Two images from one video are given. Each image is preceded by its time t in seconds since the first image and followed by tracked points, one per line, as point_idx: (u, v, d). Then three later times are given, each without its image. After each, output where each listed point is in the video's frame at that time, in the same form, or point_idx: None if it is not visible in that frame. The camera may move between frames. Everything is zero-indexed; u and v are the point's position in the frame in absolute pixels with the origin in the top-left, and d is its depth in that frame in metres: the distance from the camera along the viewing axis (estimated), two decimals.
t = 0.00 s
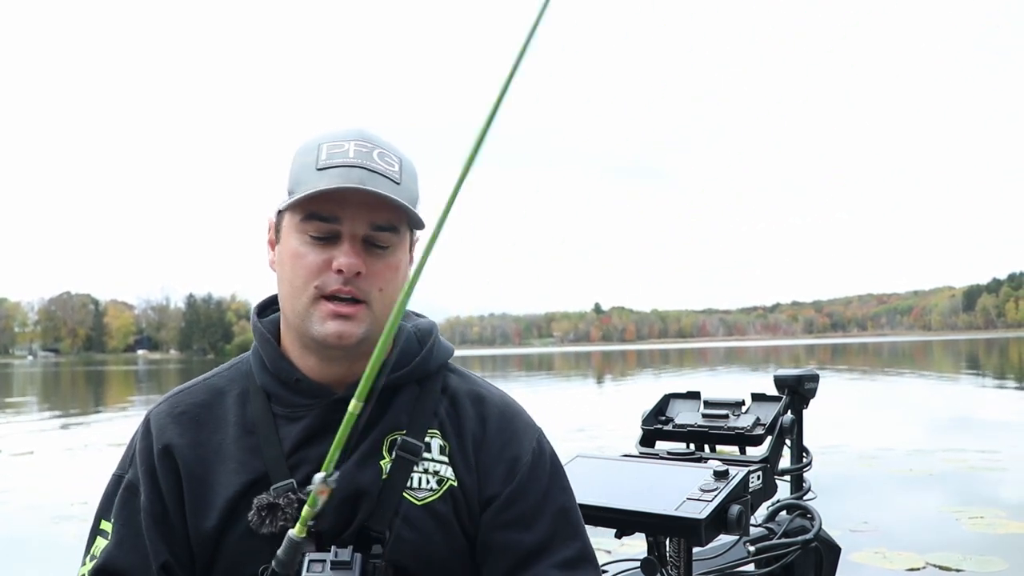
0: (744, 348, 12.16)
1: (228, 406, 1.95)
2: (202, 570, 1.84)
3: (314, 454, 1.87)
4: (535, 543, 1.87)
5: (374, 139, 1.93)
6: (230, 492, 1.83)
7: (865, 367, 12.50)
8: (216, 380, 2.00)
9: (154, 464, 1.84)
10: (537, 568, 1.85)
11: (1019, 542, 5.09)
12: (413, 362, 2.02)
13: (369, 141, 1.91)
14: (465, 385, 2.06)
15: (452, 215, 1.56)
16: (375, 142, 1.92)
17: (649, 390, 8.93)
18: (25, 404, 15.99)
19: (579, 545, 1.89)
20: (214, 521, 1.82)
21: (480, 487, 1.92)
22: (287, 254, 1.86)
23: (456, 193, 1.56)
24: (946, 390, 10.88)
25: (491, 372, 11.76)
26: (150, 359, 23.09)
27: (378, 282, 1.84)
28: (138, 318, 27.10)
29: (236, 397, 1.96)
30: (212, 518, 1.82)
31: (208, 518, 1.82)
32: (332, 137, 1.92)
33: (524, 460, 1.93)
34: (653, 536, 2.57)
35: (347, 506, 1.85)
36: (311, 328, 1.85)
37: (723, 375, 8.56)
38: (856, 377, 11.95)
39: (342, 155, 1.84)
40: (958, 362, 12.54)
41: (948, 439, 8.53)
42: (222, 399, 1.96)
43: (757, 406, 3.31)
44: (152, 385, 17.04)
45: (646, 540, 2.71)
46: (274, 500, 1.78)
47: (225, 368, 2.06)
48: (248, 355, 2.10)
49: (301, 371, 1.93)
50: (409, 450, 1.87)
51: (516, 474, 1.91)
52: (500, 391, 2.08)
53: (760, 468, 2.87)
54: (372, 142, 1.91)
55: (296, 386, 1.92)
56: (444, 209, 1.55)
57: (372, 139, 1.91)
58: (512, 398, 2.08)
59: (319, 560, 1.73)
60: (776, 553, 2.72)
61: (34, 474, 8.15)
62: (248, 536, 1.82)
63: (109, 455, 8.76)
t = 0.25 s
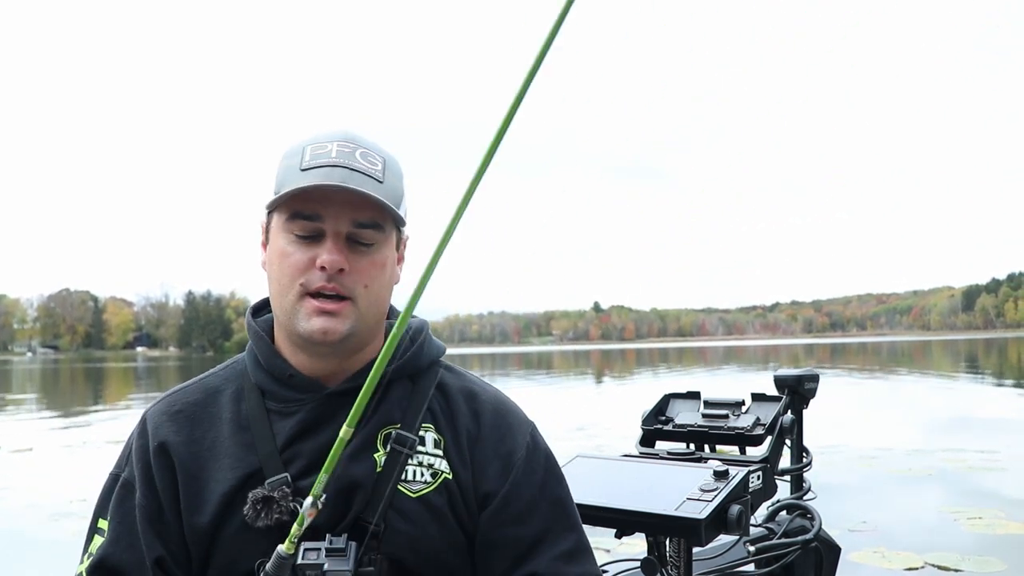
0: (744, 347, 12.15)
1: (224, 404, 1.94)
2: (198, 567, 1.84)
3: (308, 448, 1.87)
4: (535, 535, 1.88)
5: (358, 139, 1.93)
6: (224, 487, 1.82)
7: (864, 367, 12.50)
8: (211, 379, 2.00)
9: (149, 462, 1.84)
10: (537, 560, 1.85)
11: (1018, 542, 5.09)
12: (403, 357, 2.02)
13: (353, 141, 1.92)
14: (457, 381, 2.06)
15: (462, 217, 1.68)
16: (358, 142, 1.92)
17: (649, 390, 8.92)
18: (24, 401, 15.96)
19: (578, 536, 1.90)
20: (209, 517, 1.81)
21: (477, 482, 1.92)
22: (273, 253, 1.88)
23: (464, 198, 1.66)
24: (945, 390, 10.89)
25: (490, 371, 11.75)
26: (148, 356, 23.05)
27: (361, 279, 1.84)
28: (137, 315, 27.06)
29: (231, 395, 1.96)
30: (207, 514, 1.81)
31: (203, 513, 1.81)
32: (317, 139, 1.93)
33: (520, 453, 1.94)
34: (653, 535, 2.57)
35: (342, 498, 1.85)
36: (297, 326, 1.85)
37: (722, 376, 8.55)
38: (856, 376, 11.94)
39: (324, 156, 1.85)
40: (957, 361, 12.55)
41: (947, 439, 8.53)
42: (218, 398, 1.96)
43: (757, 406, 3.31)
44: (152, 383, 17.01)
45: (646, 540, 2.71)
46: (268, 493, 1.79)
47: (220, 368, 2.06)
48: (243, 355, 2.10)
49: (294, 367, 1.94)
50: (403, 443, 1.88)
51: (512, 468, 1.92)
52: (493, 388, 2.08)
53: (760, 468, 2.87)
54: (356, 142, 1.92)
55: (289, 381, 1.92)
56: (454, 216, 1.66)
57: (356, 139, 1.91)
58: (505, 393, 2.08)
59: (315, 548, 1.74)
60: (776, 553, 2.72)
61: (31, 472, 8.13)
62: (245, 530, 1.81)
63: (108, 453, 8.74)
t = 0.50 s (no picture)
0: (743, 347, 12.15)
1: (224, 404, 1.94)
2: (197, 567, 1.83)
3: (308, 447, 1.86)
4: (533, 534, 1.88)
5: (355, 139, 1.93)
6: (224, 486, 1.82)
7: (863, 367, 12.51)
8: (210, 380, 2.00)
9: (149, 462, 1.85)
10: (535, 559, 1.84)
11: (1016, 543, 5.09)
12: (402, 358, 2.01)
13: (350, 140, 1.92)
14: (456, 382, 2.06)
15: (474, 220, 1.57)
16: (355, 141, 1.92)
17: (648, 390, 8.93)
18: (23, 399, 15.95)
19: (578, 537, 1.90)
20: (208, 517, 1.81)
21: (476, 482, 1.92)
22: (273, 251, 1.87)
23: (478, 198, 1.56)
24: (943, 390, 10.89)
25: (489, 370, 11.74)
26: (147, 355, 23.04)
27: (360, 276, 1.83)
28: (137, 313, 27.06)
29: (230, 396, 1.95)
30: (206, 513, 1.81)
31: (203, 513, 1.81)
32: (315, 138, 1.92)
33: (517, 453, 1.94)
34: (652, 535, 2.57)
35: (341, 496, 1.85)
36: (296, 323, 1.85)
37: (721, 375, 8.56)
38: (855, 376, 11.94)
39: (323, 154, 1.85)
40: (956, 361, 12.55)
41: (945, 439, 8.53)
42: (217, 399, 1.95)
43: (757, 406, 3.32)
44: (151, 381, 17.01)
45: (646, 540, 2.71)
46: (268, 492, 1.78)
47: (220, 369, 2.06)
48: (242, 355, 2.10)
49: (294, 366, 1.95)
50: (402, 442, 1.88)
51: (511, 467, 1.92)
52: (491, 388, 2.08)
53: (760, 468, 2.87)
54: (353, 142, 1.91)
55: (288, 380, 1.93)
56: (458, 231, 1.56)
57: (353, 138, 1.91)
58: (502, 394, 2.08)
59: (314, 545, 1.75)
60: (776, 553, 2.72)
61: (31, 470, 8.13)
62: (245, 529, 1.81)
63: (107, 452, 8.74)
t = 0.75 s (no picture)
0: (742, 346, 12.15)
1: (224, 403, 1.94)
2: (196, 566, 1.83)
3: (308, 446, 1.87)
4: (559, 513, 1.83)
5: (358, 139, 1.93)
6: (225, 484, 1.82)
7: (863, 366, 12.51)
8: (210, 379, 2.00)
9: (148, 460, 1.85)
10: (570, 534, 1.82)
11: (1016, 542, 5.09)
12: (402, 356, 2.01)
13: (353, 140, 1.92)
14: (456, 377, 2.06)
15: (486, 217, 1.65)
16: (358, 140, 1.93)
17: (648, 390, 8.93)
18: (23, 400, 15.94)
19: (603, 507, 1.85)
20: (206, 516, 1.80)
21: (485, 474, 1.92)
22: (276, 250, 1.87)
23: (486, 203, 1.62)
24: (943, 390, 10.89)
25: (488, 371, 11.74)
26: (146, 356, 23.05)
27: (365, 274, 1.83)
28: (136, 314, 27.04)
29: (231, 394, 1.96)
30: (203, 513, 1.80)
31: (199, 513, 1.81)
32: (318, 138, 1.93)
33: (527, 440, 1.93)
34: (652, 535, 2.57)
35: (342, 495, 1.85)
36: (301, 321, 1.85)
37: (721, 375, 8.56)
38: (855, 376, 11.94)
39: (326, 153, 1.85)
40: (956, 360, 12.55)
41: (945, 438, 8.53)
42: (218, 397, 1.96)
43: (757, 406, 3.32)
44: (151, 382, 17.01)
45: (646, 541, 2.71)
46: (268, 491, 1.78)
47: (220, 368, 2.06)
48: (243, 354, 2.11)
49: (297, 365, 1.95)
50: (403, 440, 1.88)
51: (522, 455, 1.91)
52: (494, 384, 2.09)
53: (760, 468, 2.87)
54: (355, 142, 1.92)
55: (290, 380, 1.93)
56: (468, 229, 1.64)
57: (356, 138, 1.91)
58: (504, 387, 2.08)
59: (315, 543, 1.73)
60: (776, 553, 2.72)
61: (31, 471, 8.15)
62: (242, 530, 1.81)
63: (107, 453, 8.74)
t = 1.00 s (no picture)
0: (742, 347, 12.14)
1: (230, 401, 1.95)
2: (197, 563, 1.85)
3: (314, 445, 1.89)
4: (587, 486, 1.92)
5: (375, 139, 1.94)
6: (229, 483, 1.82)
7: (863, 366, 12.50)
8: (217, 377, 2.01)
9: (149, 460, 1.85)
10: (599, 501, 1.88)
11: (1016, 543, 5.08)
12: (410, 355, 2.04)
13: (370, 139, 1.93)
14: (463, 372, 2.10)
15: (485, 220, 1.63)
16: (374, 140, 1.93)
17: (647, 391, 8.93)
18: (22, 403, 15.92)
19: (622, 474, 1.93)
20: (209, 515, 1.81)
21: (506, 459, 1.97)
22: (289, 248, 1.87)
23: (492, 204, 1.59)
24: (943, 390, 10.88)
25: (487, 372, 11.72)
26: (144, 358, 23.01)
27: (379, 275, 1.83)
28: (135, 316, 27.01)
29: (237, 392, 1.96)
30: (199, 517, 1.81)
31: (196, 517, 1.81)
32: (335, 136, 1.93)
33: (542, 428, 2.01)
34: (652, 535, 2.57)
35: (348, 496, 1.84)
36: (313, 320, 1.84)
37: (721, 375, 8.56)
38: (855, 376, 11.93)
39: (344, 151, 1.85)
40: (956, 360, 12.55)
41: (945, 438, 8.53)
42: (223, 395, 1.96)
43: (757, 406, 3.32)
44: (150, 384, 16.99)
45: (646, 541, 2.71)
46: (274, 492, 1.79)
47: (227, 366, 2.07)
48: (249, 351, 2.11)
49: (303, 365, 1.94)
50: (410, 439, 1.89)
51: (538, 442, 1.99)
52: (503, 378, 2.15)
53: (760, 468, 2.87)
54: (373, 142, 1.93)
55: (298, 380, 1.93)
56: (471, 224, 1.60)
57: (374, 138, 1.92)
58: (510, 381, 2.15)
59: (322, 543, 1.76)
60: (776, 553, 2.73)
61: (29, 473, 8.15)
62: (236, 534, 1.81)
63: (107, 455, 8.74)
